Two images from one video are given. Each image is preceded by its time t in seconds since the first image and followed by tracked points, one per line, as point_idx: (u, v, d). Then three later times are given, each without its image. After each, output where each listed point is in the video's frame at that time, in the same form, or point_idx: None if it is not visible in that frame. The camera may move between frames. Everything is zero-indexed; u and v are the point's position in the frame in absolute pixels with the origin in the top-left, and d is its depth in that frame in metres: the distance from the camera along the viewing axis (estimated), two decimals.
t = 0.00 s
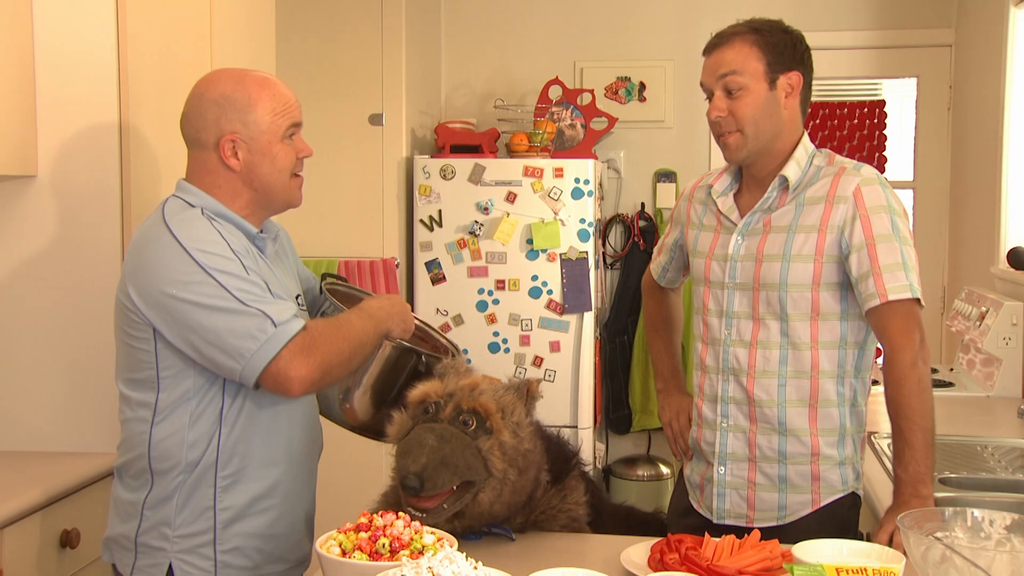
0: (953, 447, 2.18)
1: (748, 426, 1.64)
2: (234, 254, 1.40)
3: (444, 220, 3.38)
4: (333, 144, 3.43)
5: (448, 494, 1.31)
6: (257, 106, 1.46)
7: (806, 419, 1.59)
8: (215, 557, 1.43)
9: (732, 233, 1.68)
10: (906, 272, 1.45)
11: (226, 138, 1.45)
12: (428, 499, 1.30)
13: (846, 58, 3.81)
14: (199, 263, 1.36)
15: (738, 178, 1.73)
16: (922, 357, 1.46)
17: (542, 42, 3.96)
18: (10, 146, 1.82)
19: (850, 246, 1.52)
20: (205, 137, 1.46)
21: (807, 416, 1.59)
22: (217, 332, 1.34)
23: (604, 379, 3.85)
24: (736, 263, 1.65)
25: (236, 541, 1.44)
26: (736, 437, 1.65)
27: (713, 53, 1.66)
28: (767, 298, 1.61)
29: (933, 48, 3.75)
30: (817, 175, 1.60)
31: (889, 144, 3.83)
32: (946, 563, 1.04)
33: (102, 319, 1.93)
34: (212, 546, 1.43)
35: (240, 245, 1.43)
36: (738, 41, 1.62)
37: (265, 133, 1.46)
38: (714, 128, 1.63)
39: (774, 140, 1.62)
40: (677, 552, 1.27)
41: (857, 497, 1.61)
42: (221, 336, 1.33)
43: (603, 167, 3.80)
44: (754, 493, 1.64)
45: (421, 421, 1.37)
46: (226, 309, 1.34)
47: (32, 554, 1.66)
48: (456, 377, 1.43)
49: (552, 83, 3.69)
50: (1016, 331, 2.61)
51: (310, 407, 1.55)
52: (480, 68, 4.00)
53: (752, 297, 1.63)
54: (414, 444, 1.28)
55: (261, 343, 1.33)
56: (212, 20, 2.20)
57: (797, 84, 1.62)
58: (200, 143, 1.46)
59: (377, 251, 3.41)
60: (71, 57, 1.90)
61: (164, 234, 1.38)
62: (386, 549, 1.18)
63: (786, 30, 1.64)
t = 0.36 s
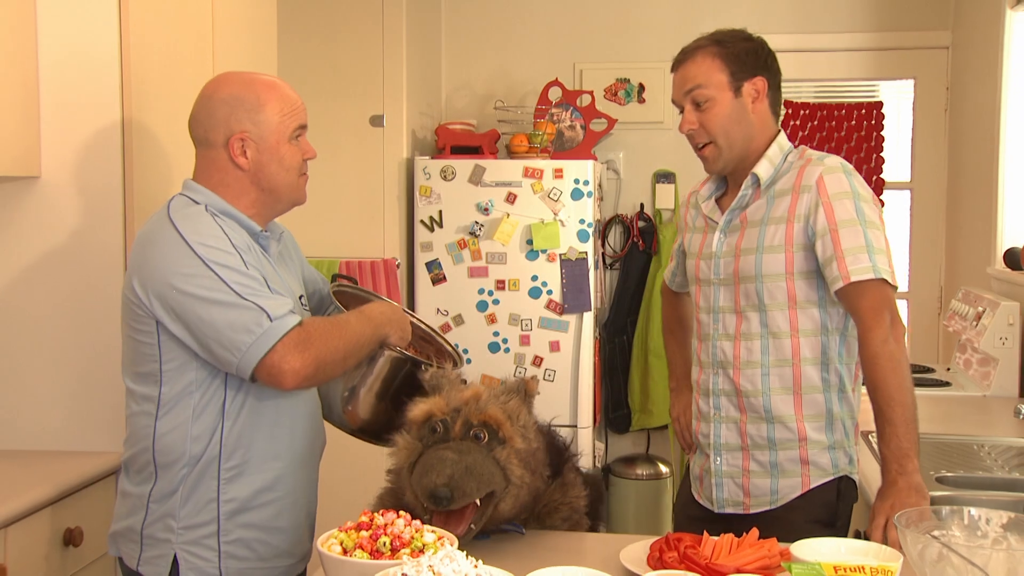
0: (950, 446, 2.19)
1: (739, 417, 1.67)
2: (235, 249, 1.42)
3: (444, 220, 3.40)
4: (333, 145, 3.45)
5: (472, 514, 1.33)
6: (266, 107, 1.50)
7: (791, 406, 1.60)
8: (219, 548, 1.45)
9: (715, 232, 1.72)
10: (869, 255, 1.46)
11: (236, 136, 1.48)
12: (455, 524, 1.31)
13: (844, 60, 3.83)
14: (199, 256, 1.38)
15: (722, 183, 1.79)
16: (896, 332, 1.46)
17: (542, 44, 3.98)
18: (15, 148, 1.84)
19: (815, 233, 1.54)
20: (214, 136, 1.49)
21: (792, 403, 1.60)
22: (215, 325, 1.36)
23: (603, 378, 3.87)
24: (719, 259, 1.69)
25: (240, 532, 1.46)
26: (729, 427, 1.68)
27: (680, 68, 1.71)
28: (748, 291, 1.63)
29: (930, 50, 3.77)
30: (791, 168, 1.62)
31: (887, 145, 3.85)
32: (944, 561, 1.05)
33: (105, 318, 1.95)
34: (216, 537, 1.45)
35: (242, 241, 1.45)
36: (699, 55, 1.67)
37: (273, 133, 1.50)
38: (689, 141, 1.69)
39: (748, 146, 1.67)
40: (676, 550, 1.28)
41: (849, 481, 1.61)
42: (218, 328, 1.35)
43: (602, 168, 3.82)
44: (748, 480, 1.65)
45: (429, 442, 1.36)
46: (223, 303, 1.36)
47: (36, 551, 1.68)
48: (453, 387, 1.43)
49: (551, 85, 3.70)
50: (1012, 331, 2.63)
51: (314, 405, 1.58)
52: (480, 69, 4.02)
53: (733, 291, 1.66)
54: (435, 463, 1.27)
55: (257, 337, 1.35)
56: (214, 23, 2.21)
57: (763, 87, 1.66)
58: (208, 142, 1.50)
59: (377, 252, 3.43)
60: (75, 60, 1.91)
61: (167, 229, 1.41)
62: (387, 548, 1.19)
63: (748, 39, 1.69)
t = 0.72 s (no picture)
0: (947, 445, 2.21)
1: (733, 413, 1.69)
2: (226, 264, 1.44)
3: (444, 221, 3.41)
4: (333, 146, 3.46)
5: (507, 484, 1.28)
6: (279, 109, 1.53)
7: (784, 401, 1.62)
8: (227, 549, 1.46)
9: (716, 228, 1.75)
10: (870, 241, 1.46)
11: (250, 138, 1.52)
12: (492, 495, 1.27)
13: (842, 61, 3.84)
14: (188, 268, 1.41)
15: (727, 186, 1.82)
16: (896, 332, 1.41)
17: (542, 45, 4.00)
18: (18, 150, 1.86)
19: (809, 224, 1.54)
20: (229, 137, 1.53)
21: (786, 399, 1.62)
22: (185, 340, 1.38)
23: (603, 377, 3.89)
24: (720, 254, 1.72)
25: (247, 533, 1.48)
26: (724, 423, 1.71)
27: (673, 77, 1.75)
28: (742, 285, 1.65)
29: (928, 52, 3.79)
30: (786, 163, 1.64)
31: (884, 146, 3.87)
32: (940, 560, 1.07)
33: (107, 318, 1.96)
34: (225, 538, 1.46)
35: (237, 255, 1.47)
36: (690, 64, 1.70)
37: (286, 135, 1.53)
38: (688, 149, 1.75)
39: (745, 149, 1.70)
40: (675, 549, 1.29)
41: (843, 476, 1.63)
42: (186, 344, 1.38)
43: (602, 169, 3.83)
44: (742, 477, 1.69)
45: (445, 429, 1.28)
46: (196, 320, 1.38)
47: (40, 549, 1.69)
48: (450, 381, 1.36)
49: (551, 86, 3.72)
50: (1009, 331, 2.64)
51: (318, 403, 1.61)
52: (480, 70, 4.03)
53: (730, 287, 1.69)
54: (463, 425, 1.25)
55: (212, 361, 1.36)
56: (216, 26, 2.23)
57: (755, 90, 1.68)
58: (224, 143, 1.54)
59: (377, 252, 3.44)
60: (77, 63, 1.93)
61: (171, 233, 1.45)
62: (387, 546, 1.21)
63: (738, 43, 1.71)
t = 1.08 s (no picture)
0: (945, 444, 2.22)
1: (739, 419, 1.69)
2: (223, 268, 1.45)
3: (444, 221, 3.43)
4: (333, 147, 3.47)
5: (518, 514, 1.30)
6: (286, 113, 1.56)
7: (788, 410, 1.62)
8: (226, 548, 1.48)
9: (736, 231, 1.75)
10: (858, 257, 1.45)
11: (256, 139, 1.55)
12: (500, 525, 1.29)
13: (840, 62, 3.85)
14: (185, 266, 1.42)
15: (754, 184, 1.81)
16: (835, 346, 1.39)
17: (541, 47, 4.01)
18: (20, 151, 1.87)
19: (813, 231, 1.53)
20: (236, 138, 1.56)
21: (790, 407, 1.62)
22: (166, 339, 1.40)
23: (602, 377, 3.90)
24: (736, 257, 1.71)
25: (247, 533, 1.49)
26: (731, 428, 1.71)
27: (701, 75, 1.72)
28: (754, 290, 1.65)
29: (925, 53, 3.80)
30: (810, 170, 1.63)
31: (882, 147, 3.88)
32: (938, 558, 1.07)
33: (109, 318, 1.97)
34: (225, 537, 1.48)
35: (237, 259, 1.48)
36: (718, 62, 1.68)
37: (292, 138, 1.56)
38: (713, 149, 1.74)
39: (770, 151, 1.68)
40: (674, 548, 1.30)
41: (846, 487, 1.61)
42: (169, 341, 1.39)
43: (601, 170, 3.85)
44: (744, 484, 1.68)
45: (470, 442, 1.31)
46: (183, 320, 1.39)
47: (43, 547, 1.70)
48: (484, 386, 1.38)
49: (551, 87, 3.74)
50: (1006, 331, 2.66)
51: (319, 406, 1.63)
52: (481, 72, 4.04)
53: (743, 290, 1.68)
54: (490, 465, 1.24)
55: (190, 363, 1.38)
56: (219, 28, 2.24)
57: (784, 91, 1.65)
58: (230, 144, 1.56)
59: (378, 253, 3.45)
60: (79, 65, 1.94)
61: (175, 230, 1.47)
62: (388, 545, 1.22)
63: (766, 41, 1.68)
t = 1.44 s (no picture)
0: (942, 443, 2.23)
1: (754, 421, 1.70)
2: (224, 265, 1.46)
3: (444, 222, 3.44)
4: (333, 148, 3.48)
5: (526, 500, 1.39)
6: (280, 112, 1.57)
7: (804, 414, 1.63)
8: (225, 546, 1.49)
9: (758, 231, 1.76)
10: (860, 261, 1.46)
11: (250, 141, 1.56)
12: (512, 510, 1.37)
13: (838, 64, 3.87)
14: (187, 263, 1.44)
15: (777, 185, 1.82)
16: (809, 340, 1.40)
17: (541, 48, 4.02)
18: (23, 152, 1.88)
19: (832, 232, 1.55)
20: (230, 141, 1.57)
21: (806, 411, 1.63)
22: (171, 337, 1.41)
23: (601, 377, 3.92)
24: (756, 258, 1.73)
25: (246, 531, 1.51)
26: (745, 430, 1.72)
27: (732, 84, 1.66)
28: (774, 291, 1.67)
29: (923, 55, 3.82)
30: (840, 174, 1.64)
31: (880, 148, 3.89)
32: (934, 557, 1.08)
33: (111, 318, 1.98)
34: (223, 535, 1.49)
35: (237, 255, 1.50)
36: (754, 69, 1.62)
37: (285, 138, 1.57)
38: (749, 159, 1.69)
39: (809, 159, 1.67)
40: (673, 546, 1.32)
41: (857, 492, 1.62)
42: (174, 337, 1.40)
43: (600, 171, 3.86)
44: (757, 486, 1.69)
45: (478, 431, 1.44)
46: (187, 316, 1.41)
47: (44, 546, 1.71)
48: (489, 382, 1.50)
49: (551, 88, 3.75)
50: (1002, 331, 2.67)
51: (320, 403, 1.64)
52: (480, 73, 4.06)
53: (763, 291, 1.69)
54: (503, 445, 1.34)
55: (196, 358, 1.39)
56: (219, 31, 2.25)
57: (823, 98, 1.64)
58: (226, 145, 1.58)
59: (378, 254, 3.47)
60: (81, 67, 1.95)
61: (174, 229, 1.49)
62: (389, 544, 1.22)
63: (796, 46, 1.64)
